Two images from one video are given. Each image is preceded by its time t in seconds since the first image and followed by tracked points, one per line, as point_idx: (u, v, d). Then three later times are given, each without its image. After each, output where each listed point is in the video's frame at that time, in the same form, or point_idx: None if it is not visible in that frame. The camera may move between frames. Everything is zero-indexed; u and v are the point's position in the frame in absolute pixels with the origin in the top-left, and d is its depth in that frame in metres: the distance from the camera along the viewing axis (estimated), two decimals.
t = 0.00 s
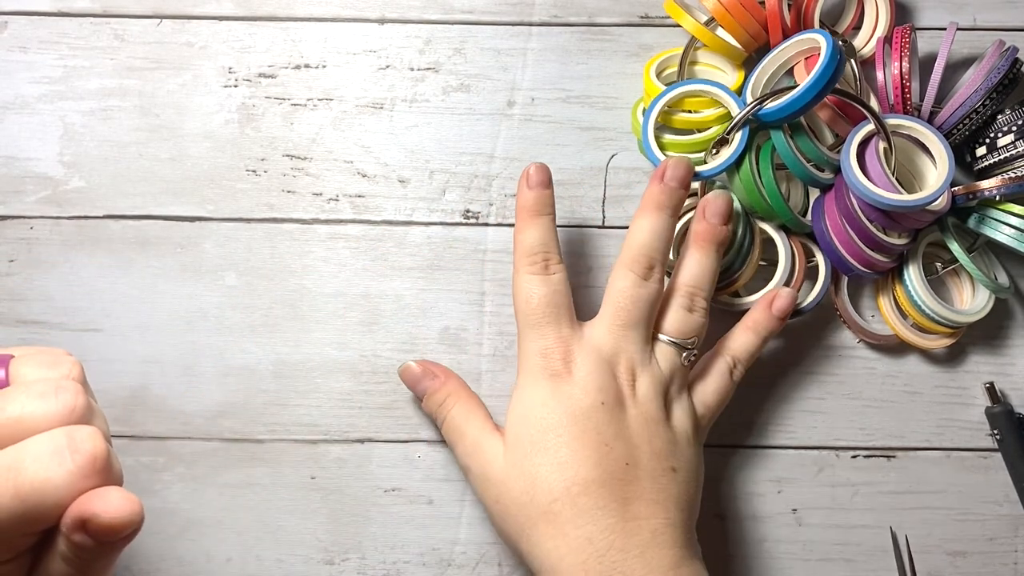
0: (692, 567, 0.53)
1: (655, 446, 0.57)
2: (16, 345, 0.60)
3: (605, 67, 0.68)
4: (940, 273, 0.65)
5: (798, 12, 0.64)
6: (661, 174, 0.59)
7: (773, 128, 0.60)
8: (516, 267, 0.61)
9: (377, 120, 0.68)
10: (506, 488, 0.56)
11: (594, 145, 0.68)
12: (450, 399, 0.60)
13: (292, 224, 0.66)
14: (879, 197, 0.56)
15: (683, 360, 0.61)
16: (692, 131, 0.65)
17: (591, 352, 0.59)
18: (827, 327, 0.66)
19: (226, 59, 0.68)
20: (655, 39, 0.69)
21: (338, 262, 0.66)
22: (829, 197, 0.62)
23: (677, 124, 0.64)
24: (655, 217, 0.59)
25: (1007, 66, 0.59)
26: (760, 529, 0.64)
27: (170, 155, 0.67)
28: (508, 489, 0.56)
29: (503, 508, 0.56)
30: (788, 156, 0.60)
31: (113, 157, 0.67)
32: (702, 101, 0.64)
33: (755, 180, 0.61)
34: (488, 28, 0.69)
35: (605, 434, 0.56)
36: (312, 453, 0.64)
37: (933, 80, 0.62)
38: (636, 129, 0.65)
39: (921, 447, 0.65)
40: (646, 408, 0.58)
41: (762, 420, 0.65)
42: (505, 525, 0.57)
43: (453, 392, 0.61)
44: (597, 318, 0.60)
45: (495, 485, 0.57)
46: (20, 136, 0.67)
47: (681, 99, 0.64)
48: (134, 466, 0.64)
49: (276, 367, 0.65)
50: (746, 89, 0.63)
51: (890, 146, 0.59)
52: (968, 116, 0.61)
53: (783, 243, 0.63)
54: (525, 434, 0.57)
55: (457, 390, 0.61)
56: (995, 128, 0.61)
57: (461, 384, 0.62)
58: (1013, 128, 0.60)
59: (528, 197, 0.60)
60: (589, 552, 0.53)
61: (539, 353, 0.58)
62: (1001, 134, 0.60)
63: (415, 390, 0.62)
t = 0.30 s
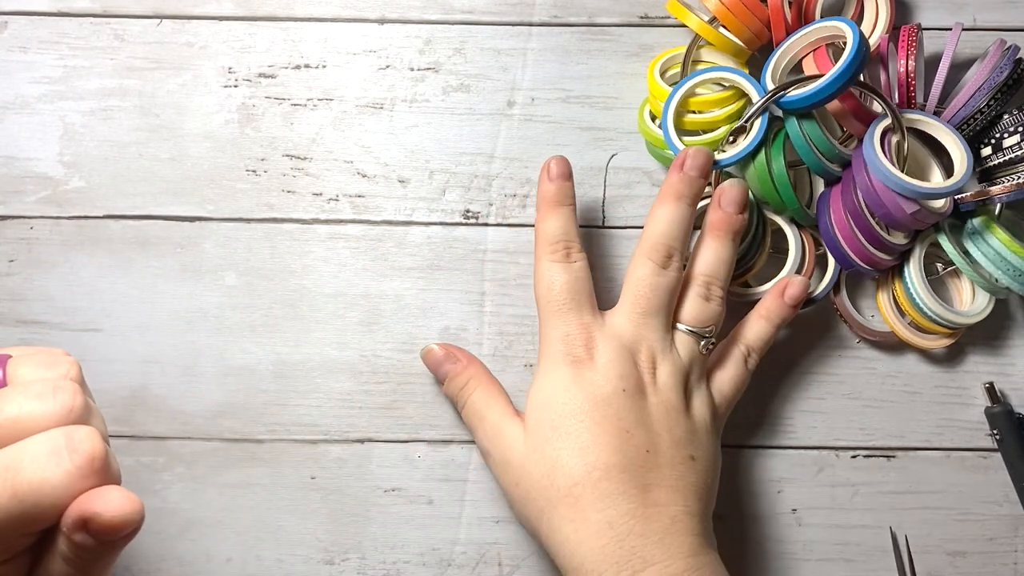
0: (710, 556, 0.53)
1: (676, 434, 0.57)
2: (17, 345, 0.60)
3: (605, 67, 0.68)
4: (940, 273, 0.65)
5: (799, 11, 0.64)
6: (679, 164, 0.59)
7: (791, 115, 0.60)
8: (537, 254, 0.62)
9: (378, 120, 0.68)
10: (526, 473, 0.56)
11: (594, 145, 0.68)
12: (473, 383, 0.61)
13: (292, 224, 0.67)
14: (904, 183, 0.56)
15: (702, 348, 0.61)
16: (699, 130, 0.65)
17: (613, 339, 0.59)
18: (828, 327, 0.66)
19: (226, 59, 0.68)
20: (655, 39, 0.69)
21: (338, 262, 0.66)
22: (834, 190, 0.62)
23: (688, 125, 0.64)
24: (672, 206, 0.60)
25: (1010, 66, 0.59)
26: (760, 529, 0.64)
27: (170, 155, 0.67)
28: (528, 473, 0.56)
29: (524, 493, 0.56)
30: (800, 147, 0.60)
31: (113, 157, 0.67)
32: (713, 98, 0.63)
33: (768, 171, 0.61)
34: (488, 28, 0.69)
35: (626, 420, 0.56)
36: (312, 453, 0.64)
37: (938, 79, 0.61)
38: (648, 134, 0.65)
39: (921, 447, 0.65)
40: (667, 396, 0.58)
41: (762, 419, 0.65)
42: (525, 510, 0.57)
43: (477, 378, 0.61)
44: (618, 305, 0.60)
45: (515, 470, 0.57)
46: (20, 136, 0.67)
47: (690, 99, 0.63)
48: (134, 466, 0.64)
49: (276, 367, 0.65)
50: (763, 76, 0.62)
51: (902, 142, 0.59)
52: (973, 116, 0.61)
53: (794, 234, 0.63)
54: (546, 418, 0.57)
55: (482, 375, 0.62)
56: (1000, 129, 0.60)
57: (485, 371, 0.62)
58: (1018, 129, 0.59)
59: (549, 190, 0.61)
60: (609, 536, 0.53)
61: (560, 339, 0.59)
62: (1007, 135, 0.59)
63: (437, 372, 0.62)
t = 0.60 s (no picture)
0: (724, 553, 0.54)
1: (695, 430, 0.57)
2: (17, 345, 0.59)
3: (605, 67, 0.68)
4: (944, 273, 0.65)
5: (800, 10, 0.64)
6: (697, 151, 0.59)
7: (809, 103, 0.60)
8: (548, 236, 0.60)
9: (378, 120, 0.68)
10: (543, 467, 0.55)
11: (594, 145, 0.68)
12: (486, 369, 0.60)
13: (292, 224, 0.66)
14: (926, 169, 0.56)
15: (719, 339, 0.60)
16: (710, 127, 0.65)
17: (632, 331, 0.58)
18: (829, 327, 0.66)
19: (226, 59, 0.68)
20: (656, 39, 0.69)
21: (338, 262, 0.66)
22: (852, 176, 0.62)
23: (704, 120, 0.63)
24: (690, 193, 0.59)
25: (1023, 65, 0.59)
26: (760, 529, 0.64)
27: (170, 155, 0.67)
28: (545, 467, 0.55)
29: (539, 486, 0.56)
30: (819, 134, 0.60)
31: (113, 157, 0.67)
32: (723, 91, 0.63)
33: (786, 157, 0.61)
34: (488, 28, 0.69)
35: (647, 417, 0.55)
36: (312, 453, 0.64)
37: (952, 76, 0.61)
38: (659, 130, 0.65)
39: (921, 447, 0.65)
40: (685, 390, 0.57)
41: (762, 418, 0.65)
42: (538, 502, 0.56)
43: (488, 364, 0.60)
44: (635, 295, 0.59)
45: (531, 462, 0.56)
46: (20, 136, 0.67)
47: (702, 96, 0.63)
48: (134, 466, 0.64)
49: (276, 367, 0.65)
50: (779, 65, 0.62)
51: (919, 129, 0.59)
52: (988, 113, 0.60)
53: (812, 225, 0.64)
54: (564, 413, 0.56)
55: (494, 360, 0.61)
56: (1015, 128, 0.59)
57: (497, 356, 0.61)
58: None
59: (559, 173, 0.59)
60: (627, 536, 0.52)
61: (578, 331, 0.57)
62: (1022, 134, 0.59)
63: (449, 355, 0.62)
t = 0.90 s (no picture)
0: (714, 557, 0.55)
1: (684, 436, 0.57)
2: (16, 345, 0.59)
3: (605, 67, 0.68)
4: (944, 274, 0.65)
5: (801, 8, 0.64)
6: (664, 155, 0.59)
7: (808, 103, 0.60)
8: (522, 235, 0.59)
9: (377, 120, 0.68)
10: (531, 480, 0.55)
11: (594, 145, 0.68)
12: (468, 384, 0.59)
13: (292, 224, 0.67)
14: (926, 170, 0.56)
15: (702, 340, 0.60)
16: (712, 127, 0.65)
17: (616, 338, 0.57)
18: (828, 327, 0.66)
19: (226, 59, 0.68)
20: (655, 39, 0.69)
21: (338, 262, 0.66)
22: (851, 176, 0.62)
23: (704, 121, 0.63)
24: (665, 194, 0.59)
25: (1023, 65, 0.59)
26: (759, 529, 0.64)
27: (169, 155, 0.67)
28: (532, 481, 0.55)
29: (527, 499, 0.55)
30: (818, 134, 0.60)
31: (113, 157, 0.67)
32: (722, 91, 0.63)
33: (785, 158, 0.61)
34: (488, 28, 0.69)
35: (635, 427, 0.55)
36: (312, 453, 0.64)
37: (952, 76, 0.61)
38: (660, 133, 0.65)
39: (921, 447, 0.65)
40: (673, 394, 0.57)
41: (761, 418, 0.65)
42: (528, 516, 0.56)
43: (470, 377, 0.60)
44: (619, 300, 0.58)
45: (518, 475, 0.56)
46: (20, 136, 0.67)
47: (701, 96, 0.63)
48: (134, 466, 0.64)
49: (276, 367, 0.65)
50: (778, 65, 0.62)
51: (919, 129, 0.59)
52: (988, 113, 0.60)
53: (812, 226, 0.63)
54: (550, 425, 0.55)
55: (477, 372, 0.60)
56: (1014, 128, 0.59)
57: (480, 368, 0.60)
58: None
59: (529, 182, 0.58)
60: (617, 547, 0.53)
61: (563, 342, 0.56)
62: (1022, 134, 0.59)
63: (432, 371, 0.61)
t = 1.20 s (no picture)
0: None
1: (637, 481, 0.48)
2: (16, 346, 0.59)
3: (605, 67, 0.69)
4: (944, 274, 0.65)
5: (801, 8, 0.64)
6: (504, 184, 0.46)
7: (808, 102, 0.60)
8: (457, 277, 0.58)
9: (377, 120, 0.68)
10: None
11: (594, 145, 0.68)
12: (388, 468, 0.45)
13: (291, 224, 0.66)
14: (926, 171, 0.56)
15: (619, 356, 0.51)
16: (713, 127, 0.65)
17: (563, 416, 0.44)
18: (828, 327, 0.66)
19: (225, 59, 0.68)
20: (656, 39, 0.69)
21: (338, 262, 0.66)
22: (851, 176, 0.62)
23: (704, 121, 0.63)
24: (541, 216, 0.46)
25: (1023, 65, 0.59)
26: (759, 529, 0.64)
27: (169, 156, 0.67)
28: None
29: None
30: (818, 134, 0.60)
31: (113, 156, 0.67)
32: (723, 91, 0.63)
33: (785, 158, 0.61)
34: (488, 28, 0.69)
35: (596, 500, 0.45)
36: (312, 453, 0.64)
37: (952, 76, 0.61)
38: (660, 133, 0.65)
39: (921, 447, 0.65)
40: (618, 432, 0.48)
41: (761, 419, 0.65)
42: None
43: (389, 462, 0.45)
44: (552, 366, 0.44)
45: None
46: (20, 136, 0.67)
47: (701, 97, 0.63)
48: (134, 466, 0.64)
49: (276, 367, 0.65)
50: (778, 65, 0.62)
51: (919, 129, 0.59)
52: (988, 113, 0.60)
53: (812, 226, 0.64)
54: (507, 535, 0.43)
55: (394, 451, 0.46)
56: (1015, 128, 0.59)
57: (395, 445, 0.46)
58: None
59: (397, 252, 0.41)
60: None
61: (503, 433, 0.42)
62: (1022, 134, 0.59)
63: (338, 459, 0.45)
